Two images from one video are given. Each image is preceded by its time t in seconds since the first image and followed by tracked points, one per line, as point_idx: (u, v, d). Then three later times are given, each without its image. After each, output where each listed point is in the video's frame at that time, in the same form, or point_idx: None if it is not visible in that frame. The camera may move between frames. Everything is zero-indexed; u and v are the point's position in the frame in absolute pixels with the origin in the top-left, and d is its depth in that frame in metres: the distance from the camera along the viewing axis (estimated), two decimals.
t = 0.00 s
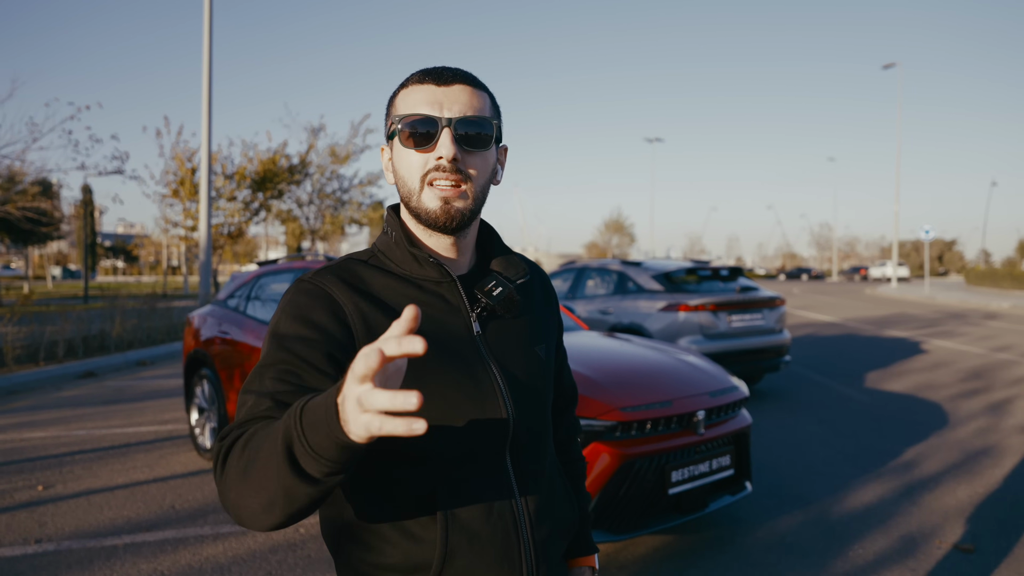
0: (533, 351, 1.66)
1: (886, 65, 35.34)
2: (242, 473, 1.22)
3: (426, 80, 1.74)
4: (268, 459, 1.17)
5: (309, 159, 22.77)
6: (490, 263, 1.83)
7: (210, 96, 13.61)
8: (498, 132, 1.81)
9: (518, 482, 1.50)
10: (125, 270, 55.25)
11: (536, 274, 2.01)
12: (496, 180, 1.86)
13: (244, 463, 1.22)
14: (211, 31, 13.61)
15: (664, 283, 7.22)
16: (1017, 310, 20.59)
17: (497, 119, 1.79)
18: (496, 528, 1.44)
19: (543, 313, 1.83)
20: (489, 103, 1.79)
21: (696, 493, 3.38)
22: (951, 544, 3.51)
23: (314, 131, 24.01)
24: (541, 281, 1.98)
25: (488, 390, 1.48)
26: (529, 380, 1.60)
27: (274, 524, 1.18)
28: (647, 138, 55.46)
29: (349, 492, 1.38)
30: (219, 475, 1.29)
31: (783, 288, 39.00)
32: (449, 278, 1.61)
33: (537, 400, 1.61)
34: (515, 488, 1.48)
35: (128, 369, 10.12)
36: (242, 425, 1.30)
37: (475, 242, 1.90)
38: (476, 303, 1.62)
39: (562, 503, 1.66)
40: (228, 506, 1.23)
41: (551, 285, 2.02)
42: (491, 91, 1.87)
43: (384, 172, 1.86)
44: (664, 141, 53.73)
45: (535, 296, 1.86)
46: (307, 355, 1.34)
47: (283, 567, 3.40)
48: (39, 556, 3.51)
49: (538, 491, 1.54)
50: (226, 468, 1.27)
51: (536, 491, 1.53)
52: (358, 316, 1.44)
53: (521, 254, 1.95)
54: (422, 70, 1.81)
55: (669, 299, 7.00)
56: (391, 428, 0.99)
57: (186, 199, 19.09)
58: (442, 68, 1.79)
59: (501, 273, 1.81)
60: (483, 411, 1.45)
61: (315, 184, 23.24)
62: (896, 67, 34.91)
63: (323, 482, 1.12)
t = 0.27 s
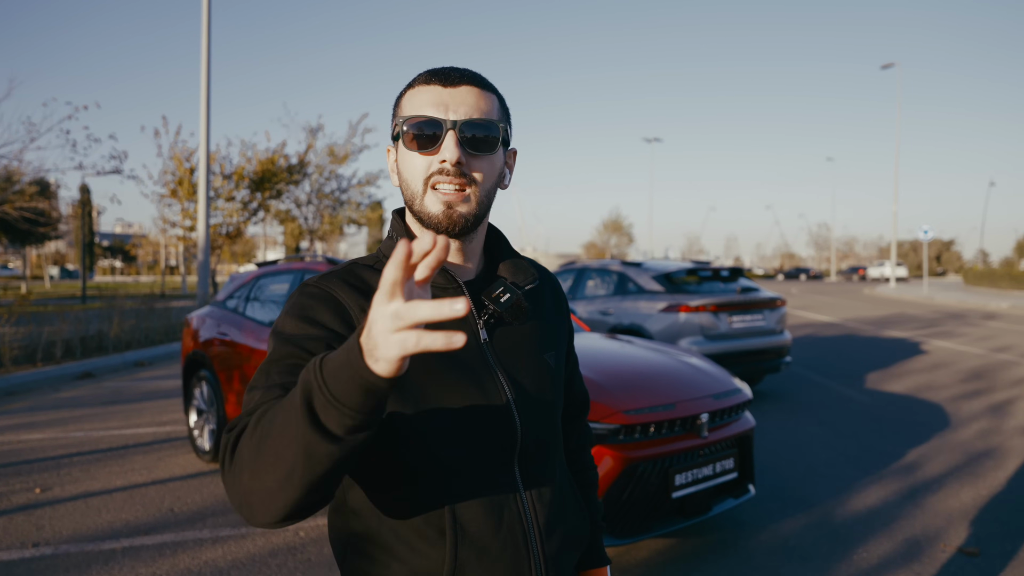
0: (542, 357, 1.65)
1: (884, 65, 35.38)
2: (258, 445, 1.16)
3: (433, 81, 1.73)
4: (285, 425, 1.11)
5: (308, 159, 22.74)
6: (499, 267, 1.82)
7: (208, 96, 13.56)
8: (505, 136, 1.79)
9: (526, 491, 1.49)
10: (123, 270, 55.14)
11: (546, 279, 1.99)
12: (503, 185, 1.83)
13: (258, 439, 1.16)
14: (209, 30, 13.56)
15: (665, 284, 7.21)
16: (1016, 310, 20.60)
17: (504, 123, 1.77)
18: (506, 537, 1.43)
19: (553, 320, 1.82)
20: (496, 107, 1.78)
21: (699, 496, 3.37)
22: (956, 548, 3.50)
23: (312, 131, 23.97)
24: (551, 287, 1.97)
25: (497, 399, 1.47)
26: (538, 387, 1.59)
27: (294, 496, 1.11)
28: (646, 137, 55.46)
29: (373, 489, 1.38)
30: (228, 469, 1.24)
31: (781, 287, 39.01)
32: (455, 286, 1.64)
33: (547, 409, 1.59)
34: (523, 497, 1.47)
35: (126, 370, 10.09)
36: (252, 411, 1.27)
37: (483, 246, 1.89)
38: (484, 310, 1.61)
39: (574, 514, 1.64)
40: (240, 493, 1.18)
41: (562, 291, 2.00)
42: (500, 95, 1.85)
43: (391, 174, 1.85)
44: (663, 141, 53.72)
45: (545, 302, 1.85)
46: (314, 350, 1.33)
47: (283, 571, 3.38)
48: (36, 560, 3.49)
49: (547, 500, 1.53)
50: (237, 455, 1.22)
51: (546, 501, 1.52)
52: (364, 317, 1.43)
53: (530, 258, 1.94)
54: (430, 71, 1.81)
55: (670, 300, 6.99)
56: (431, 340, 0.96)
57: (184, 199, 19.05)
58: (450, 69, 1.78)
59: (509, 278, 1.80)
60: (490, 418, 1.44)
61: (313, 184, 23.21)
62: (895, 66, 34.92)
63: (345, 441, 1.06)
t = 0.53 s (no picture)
0: (548, 361, 1.64)
1: (883, 64, 35.42)
2: (288, 439, 1.13)
3: (436, 82, 1.72)
4: (316, 414, 1.09)
5: (305, 159, 22.70)
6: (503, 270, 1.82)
7: (206, 96, 13.53)
8: (510, 138, 1.77)
9: (532, 498, 1.49)
10: (120, 270, 55.05)
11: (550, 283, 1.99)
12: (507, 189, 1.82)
13: (287, 434, 1.14)
14: (206, 30, 13.53)
15: (664, 284, 7.20)
16: (1013, 310, 20.63)
17: (508, 125, 1.76)
18: (511, 544, 1.42)
19: (559, 324, 1.81)
20: (500, 108, 1.76)
21: (700, 497, 3.36)
22: (957, 549, 3.50)
23: (310, 130, 23.93)
24: (555, 290, 1.97)
25: (502, 405, 1.46)
26: (545, 392, 1.58)
27: (328, 487, 1.08)
28: (643, 137, 55.49)
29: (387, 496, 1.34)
30: (252, 470, 1.21)
31: (779, 287, 39.09)
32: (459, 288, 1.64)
33: (554, 414, 1.59)
34: (528, 503, 1.47)
35: (123, 371, 10.06)
36: (273, 411, 1.24)
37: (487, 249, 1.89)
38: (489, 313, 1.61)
39: (580, 520, 1.64)
40: (268, 491, 1.15)
41: (567, 296, 2.00)
42: (505, 97, 1.84)
43: (394, 178, 1.83)
44: (660, 141, 53.76)
45: (550, 306, 1.85)
46: (323, 350, 1.33)
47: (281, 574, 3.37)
48: (33, 563, 3.47)
49: (553, 507, 1.53)
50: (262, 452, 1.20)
51: (551, 508, 1.52)
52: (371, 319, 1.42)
53: (534, 262, 1.94)
54: (433, 72, 1.80)
55: (669, 300, 6.98)
56: (486, 310, 0.94)
57: (182, 199, 19.02)
58: (452, 70, 1.77)
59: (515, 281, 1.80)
60: (495, 423, 1.44)
61: (311, 184, 23.18)
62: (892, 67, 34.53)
63: (383, 425, 1.04)
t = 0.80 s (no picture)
0: (554, 364, 1.64)
1: (880, 65, 35.52)
2: (300, 444, 1.12)
3: (443, 80, 1.72)
4: (330, 419, 1.08)
5: (303, 158, 22.67)
6: (508, 271, 1.82)
7: (203, 96, 13.50)
8: (516, 137, 1.77)
9: (539, 503, 1.48)
10: (116, 271, 54.93)
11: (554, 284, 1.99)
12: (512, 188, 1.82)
13: (299, 440, 1.13)
14: (203, 29, 13.51)
15: (662, 285, 7.20)
16: (1010, 310, 20.70)
17: (515, 124, 1.76)
18: (519, 547, 1.42)
19: (564, 325, 1.81)
20: (507, 106, 1.76)
21: (700, 498, 3.36)
22: (956, 549, 3.50)
23: (307, 130, 23.90)
24: (560, 292, 1.96)
25: (509, 408, 1.46)
26: (551, 396, 1.58)
27: (342, 493, 1.07)
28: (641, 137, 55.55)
29: (394, 501, 1.34)
30: (261, 476, 1.20)
31: (776, 287, 39.18)
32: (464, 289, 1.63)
33: (560, 417, 1.58)
34: (535, 507, 1.47)
35: (120, 371, 10.03)
36: (282, 415, 1.23)
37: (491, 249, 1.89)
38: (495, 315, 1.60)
39: (586, 523, 1.63)
40: (280, 496, 1.14)
41: (570, 297, 2.00)
42: (511, 96, 1.83)
43: (399, 178, 1.82)
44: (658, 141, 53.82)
45: (555, 308, 1.84)
46: (330, 351, 1.32)
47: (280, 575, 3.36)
48: (30, 565, 3.45)
49: (560, 512, 1.52)
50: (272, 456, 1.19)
51: (558, 512, 1.51)
52: (377, 322, 1.41)
53: (539, 263, 1.94)
54: (439, 70, 1.79)
55: (667, 300, 6.99)
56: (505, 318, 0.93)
57: (178, 199, 18.98)
58: (459, 69, 1.77)
59: (520, 283, 1.80)
60: (502, 426, 1.43)
61: (308, 184, 23.15)
62: (888, 66, 34.26)
63: (397, 432, 1.03)
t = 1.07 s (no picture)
0: (556, 363, 1.64)
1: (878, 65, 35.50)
2: (303, 448, 1.12)
3: (446, 78, 1.71)
4: (334, 423, 1.07)
5: (301, 158, 22.65)
6: (510, 271, 1.81)
7: (201, 96, 13.48)
8: (519, 135, 1.77)
9: (543, 506, 1.48)
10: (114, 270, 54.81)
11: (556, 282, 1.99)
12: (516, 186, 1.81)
13: (302, 443, 1.12)
14: (201, 29, 13.49)
15: (661, 285, 7.20)
16: (1008, 310, 20.73)
17: (518, 122, 1.75)
18: (522, 548, 1.41)
19: (566, 326, 1.80)
20: (510, 104, 1.75)
21: (700, 499, 3.36)
22: (956, 550, 3.50)
23: (306, 130, 23.88)
24: (561, 291, 1.97)
25: (512, 407, 1.45)
26: (555, 394, 1.57)
27: (346, 496, 1.06)
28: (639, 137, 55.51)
29: (397, 502, 1.33)
30: (263, 477, 1.19)
31: (775, 287, 39.22)
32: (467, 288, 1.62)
33: (563, 417, 1.58)
34: (538, 509, 1.46)
35: (118, 372, 10.01)
36: (284, 417, 1.23)
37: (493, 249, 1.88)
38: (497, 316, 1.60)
39: (588, 525, 1.63)
40: (283, 498, 1.14)
41: (572, 298, 2.00)
42: (513, 93, 1.83)
43: (401, 177, 1.82)
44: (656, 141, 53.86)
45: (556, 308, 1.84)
46: (332, 352, 1.31)
47: None
48: (28, 566, 3.44)
49: (563, 514, 1.52)
50: (275, 458, 1.18)
51: (561, 514, 1.51)
52: (378, 321, 1.40)
53: (541, 263, 1.94)
54: (441, 68, 1.78)
55: (666, 300, 6.98)
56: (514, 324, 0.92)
57: (177, 199, 18.96)
58: (461, 66, 1.76)
59: (523, 283, 1.80)
60: (505, 424, 1.43)
61: (307, 184, 23.13)
62: (887, 66, 34.49)
63: (402, 436, 1.02)
